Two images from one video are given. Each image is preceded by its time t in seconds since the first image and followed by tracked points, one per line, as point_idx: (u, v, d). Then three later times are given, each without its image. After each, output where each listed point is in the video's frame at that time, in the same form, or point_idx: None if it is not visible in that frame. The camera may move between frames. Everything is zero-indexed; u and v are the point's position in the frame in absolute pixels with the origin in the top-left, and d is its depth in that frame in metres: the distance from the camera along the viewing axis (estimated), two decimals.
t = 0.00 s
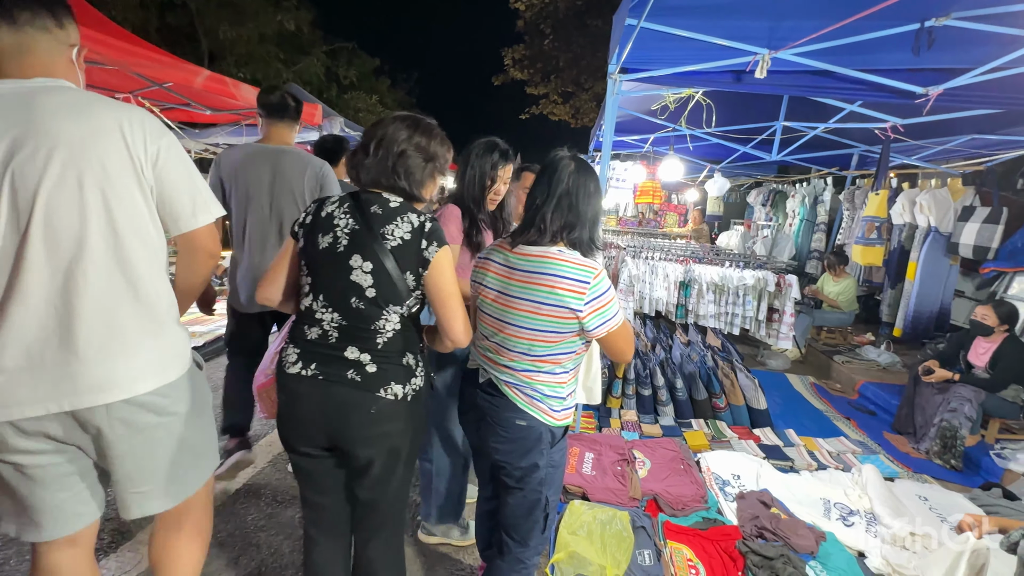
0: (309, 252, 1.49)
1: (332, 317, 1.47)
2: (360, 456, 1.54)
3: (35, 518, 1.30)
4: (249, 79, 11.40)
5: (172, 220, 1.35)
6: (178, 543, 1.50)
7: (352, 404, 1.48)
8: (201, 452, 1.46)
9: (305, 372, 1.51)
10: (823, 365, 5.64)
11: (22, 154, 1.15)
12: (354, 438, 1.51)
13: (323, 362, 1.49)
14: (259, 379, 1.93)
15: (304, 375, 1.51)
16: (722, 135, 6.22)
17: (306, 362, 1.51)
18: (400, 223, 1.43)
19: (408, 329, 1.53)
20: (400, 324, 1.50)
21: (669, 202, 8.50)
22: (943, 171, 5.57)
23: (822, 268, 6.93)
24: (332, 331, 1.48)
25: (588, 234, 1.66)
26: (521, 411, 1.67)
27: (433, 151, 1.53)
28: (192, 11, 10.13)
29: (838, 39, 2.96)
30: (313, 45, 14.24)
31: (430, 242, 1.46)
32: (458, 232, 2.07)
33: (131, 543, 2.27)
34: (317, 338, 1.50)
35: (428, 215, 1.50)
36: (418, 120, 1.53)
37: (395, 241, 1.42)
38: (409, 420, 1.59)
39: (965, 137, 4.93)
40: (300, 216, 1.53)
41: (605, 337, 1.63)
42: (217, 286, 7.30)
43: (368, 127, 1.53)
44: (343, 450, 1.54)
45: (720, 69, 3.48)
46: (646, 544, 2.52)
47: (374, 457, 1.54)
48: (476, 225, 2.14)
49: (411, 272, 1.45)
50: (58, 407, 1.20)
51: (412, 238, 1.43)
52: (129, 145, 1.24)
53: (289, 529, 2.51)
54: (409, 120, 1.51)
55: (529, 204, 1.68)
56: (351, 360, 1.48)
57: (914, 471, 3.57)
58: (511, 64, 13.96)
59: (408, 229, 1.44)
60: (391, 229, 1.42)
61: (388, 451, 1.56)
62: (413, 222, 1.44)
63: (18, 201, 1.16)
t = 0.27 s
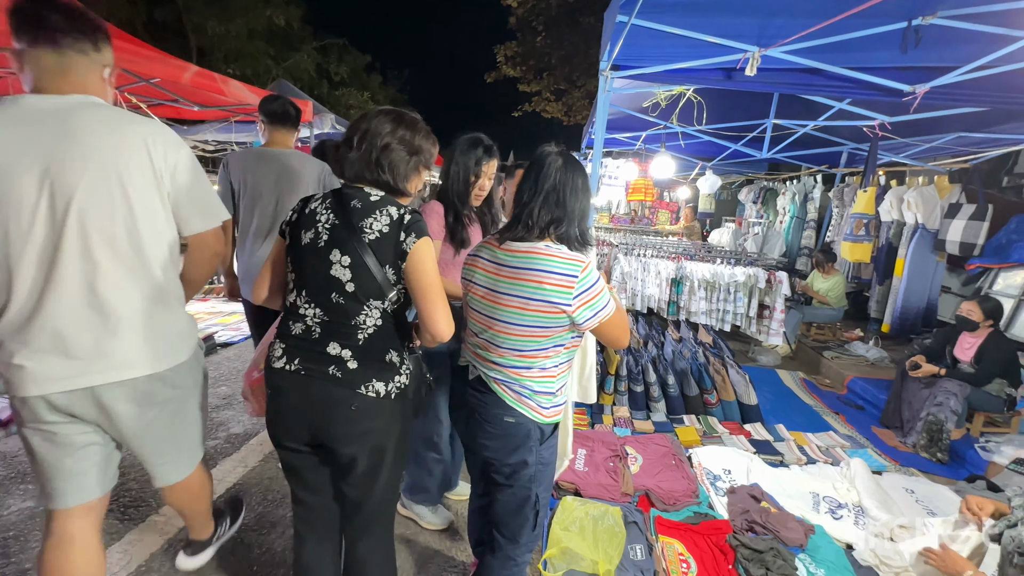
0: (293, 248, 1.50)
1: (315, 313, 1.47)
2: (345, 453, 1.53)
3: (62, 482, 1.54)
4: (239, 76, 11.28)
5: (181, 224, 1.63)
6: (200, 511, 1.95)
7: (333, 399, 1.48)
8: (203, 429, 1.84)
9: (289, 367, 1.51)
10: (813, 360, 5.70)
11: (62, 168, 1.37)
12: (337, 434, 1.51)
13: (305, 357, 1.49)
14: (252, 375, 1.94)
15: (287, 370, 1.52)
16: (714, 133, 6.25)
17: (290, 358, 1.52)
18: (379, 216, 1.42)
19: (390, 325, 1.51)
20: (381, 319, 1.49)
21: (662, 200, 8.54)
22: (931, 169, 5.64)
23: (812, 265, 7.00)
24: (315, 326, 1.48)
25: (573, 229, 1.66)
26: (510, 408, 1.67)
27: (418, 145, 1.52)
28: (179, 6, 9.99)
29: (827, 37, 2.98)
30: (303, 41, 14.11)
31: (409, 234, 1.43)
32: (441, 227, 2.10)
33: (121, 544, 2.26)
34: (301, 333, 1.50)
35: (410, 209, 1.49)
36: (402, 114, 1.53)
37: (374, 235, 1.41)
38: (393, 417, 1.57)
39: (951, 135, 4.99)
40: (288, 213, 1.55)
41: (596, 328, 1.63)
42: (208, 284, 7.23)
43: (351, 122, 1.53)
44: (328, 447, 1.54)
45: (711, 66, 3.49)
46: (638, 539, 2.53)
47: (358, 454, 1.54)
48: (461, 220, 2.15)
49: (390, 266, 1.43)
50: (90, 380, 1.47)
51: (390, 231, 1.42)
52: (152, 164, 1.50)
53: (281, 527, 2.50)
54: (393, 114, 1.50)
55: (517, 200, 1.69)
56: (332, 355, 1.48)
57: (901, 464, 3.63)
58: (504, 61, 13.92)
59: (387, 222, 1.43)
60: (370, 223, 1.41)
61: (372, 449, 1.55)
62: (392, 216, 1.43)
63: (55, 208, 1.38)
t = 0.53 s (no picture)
0: (293, 244, 1.51)
1: (314, 309, 1.47)
2: (342, 449, 1.54)
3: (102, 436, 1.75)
4: (230, 72, 11.18)
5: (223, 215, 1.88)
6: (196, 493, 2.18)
7: (329, 395, 1.48)
8: (229, 410, 2.06)
9: (289, 363, 1.52)
10: (805, 356, 5.76)
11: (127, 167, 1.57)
12: (333, 430, 1.51)
13: (304, 353, 1.50)
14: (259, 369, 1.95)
15: (287, 365, 1.52)
16: (707, 130, 6.28)
17: (290, 353, 1.52)
18: (376, 214, 1.41)
19: (387, 323, 1.51)
20: (378, 317, 1.48)
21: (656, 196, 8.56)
22: (921, 165, 5.70)
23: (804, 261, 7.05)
24: (314, 323, 1.48)
25: (565, 226, 1.66)
26: (507, 405, 1.68)
27: (419, 143, 1.51)
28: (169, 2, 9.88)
29: (819, 34, 3.00)
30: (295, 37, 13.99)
31: (407, 232, 1.42)
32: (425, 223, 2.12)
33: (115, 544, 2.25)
34: (300, 329, 1.51)
35: (409, 207, 1.47)
36: (403, 111, 1.52)
37: (371, 233, 1.40)
38: (390, 414, 1.57)
39: (942, 131, 5.04)
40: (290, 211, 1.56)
41: (589, 328, 1.64)
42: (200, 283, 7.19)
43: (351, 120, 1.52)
44: (325, 442, 1.54)
45: (704, 63, 3.51)
46: (633, 534, 2.55)
47: (355, 449, 1.54)
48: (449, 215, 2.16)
49: (387, 264, 1.43)
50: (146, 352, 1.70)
51: (388, 229, 1.41)
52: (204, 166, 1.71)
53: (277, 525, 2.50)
54: (394, 113, 1.50)
55: (511, 197, 1.69)
56: (329, 352, 1.48)
57: (892, 457, 3.67)
58: (498, 58, 13.88)
59: (384, 220, 1.42)
60: (367, 221, 1.40)
61: (368, 445, 1.55)
62: (389, 213, 1.42)
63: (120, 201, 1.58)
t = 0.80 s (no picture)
0: (296, 239, 1.49)
1: (317, 304, 1.46)
2: (345, 441, 1.54)
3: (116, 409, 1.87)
4: (218, 66, 11.04)
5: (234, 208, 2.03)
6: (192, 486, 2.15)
7: (333, 389, 1.48)
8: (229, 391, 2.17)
9: (292, 357, 1.51)
10: (795, 348, 5.82)
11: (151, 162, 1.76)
12: (337, 424, 1.51)
13: (307, 348, 1.49)
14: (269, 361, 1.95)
15: (291, 360, 1.51)
16: (698, 124, 6.30)
17: (292, 348, 1.51)
18: (381, 211, 1.40)
19: (390, 319, 1.50)
20: (382, 313, 1.48)
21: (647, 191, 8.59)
22: (909, 159, 5.76)
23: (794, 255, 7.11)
24: (317, 318, 1.47)
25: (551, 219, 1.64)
26: (500, 399, 1.68)
27: (426, 141, 1.50)
28: None
29: (809, 28, 3.01)
30: (284, 30, 13.82)
31: (410, 229, 1.41)
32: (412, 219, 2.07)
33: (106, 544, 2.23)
34: (303, 324, 1.50)
35: (413, 204, 1.47)
36: (411, 108, 1.50)
37: (376, 230, 1.40)
38: (392, 407, 1.57)
39: (929, 126, 5.09)
40: (292, 206, 1.54)
41: (579, 326, 1.62)
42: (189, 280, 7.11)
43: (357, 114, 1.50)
44: (329, 435, 1.54)
45: (695, 57, 3.51)
46: (625, 526, 2.55)
47: (359, 442, 1.54)
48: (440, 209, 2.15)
49: (392, 261, 1.42)
50: (158, 333, 1.88)
51: (393, 226, 1.40)
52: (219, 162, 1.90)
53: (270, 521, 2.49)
54: (401, 110, 1.48)
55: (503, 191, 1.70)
56: (333, 346, 1.47)
57: (880, 448, 3.73)
58: (489, 52, 13.82)
59: (389, 217, 1.41)
60: (371, 218, 1.40)
61: (371, 437, 1.55)
62: (394, 211, 1.41)
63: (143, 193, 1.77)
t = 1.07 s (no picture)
0: (294, 236, 1.49)
1: (313, 301, 1.46)
2: (341, 437, 1.53)
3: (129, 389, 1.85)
4: (201, 60, 10.85)
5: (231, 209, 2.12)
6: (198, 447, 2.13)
7: (329, 386, 1.48)
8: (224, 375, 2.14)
9: (289, 354, 1.52)
10: (781, 341, 5.90)
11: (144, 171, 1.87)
12: (332, 420, 1.51)
13: (304, 345, 1.49)
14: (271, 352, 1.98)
15: (287, 356, 1.52)
16: (687, 119, 6.33)
17: (290, 345, 1.52)
18: (379, 209, 1.39)
19: (388, 317, 1.49)
20: (379, 310, 1.46)
21: (637, 186, 8.62)
22: (892, 154, 5.85)
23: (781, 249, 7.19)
24: (314, 315, 1.47)
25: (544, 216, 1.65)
26: (486, 394, 1.69)
27: (425, 139, 1.49)
28: None
29: (794, 24, 3.03)
30: (269, 23, 13.62)
31: (408, 226, 1.39)
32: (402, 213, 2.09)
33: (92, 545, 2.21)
34: (301, 320, 1.50)
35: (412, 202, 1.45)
36: (413, 107, 1.49)
37: (374, 227, 1.39)
38: (389, 404, 1.56)
39: (912, 121, 5.17)
40: (290, 202, 1.54)
41: (563, 325, 1.58)
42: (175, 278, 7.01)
43: (358, 112, 1.47)
44: (325, 431, 1.54)
45: (683, 52, 3.52)
46: (616, 518, 2.59)
47: (355, 439, 1.54)
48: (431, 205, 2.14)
49: (389, 259, 1.41)
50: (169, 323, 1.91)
51: (390, 224, 1.39)
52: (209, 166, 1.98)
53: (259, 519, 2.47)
54: (401, 109, 1.46)
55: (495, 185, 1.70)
56: (329, 343, 1.46)
57: (864, 438, 3.80)
58: (478, 47, 13.75)
59: (387, 215, 1.39)
60: (369, 215, 1.38)
61: (368, 433, 1.55)
62: (392, 208, 1.39)
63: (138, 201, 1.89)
